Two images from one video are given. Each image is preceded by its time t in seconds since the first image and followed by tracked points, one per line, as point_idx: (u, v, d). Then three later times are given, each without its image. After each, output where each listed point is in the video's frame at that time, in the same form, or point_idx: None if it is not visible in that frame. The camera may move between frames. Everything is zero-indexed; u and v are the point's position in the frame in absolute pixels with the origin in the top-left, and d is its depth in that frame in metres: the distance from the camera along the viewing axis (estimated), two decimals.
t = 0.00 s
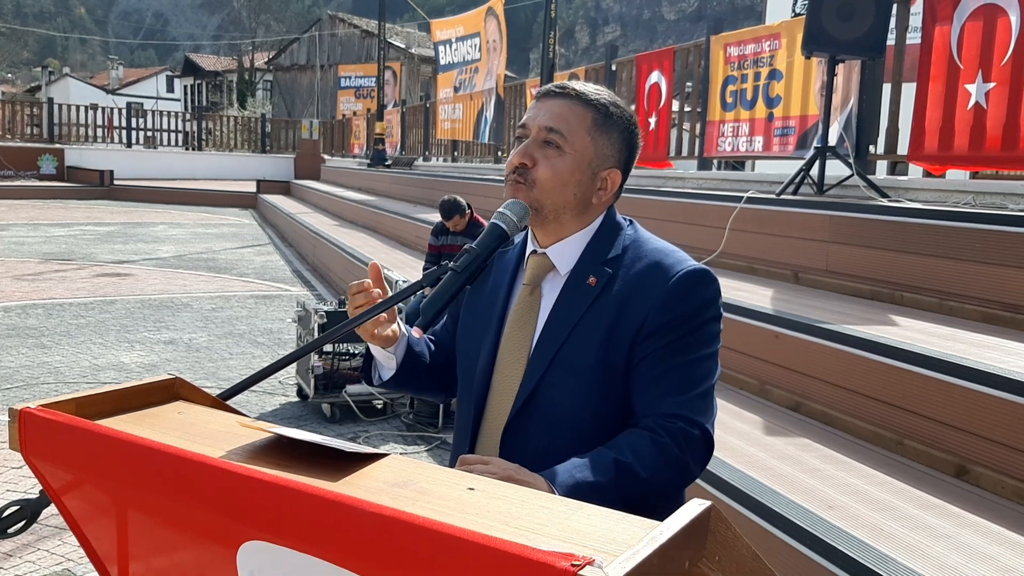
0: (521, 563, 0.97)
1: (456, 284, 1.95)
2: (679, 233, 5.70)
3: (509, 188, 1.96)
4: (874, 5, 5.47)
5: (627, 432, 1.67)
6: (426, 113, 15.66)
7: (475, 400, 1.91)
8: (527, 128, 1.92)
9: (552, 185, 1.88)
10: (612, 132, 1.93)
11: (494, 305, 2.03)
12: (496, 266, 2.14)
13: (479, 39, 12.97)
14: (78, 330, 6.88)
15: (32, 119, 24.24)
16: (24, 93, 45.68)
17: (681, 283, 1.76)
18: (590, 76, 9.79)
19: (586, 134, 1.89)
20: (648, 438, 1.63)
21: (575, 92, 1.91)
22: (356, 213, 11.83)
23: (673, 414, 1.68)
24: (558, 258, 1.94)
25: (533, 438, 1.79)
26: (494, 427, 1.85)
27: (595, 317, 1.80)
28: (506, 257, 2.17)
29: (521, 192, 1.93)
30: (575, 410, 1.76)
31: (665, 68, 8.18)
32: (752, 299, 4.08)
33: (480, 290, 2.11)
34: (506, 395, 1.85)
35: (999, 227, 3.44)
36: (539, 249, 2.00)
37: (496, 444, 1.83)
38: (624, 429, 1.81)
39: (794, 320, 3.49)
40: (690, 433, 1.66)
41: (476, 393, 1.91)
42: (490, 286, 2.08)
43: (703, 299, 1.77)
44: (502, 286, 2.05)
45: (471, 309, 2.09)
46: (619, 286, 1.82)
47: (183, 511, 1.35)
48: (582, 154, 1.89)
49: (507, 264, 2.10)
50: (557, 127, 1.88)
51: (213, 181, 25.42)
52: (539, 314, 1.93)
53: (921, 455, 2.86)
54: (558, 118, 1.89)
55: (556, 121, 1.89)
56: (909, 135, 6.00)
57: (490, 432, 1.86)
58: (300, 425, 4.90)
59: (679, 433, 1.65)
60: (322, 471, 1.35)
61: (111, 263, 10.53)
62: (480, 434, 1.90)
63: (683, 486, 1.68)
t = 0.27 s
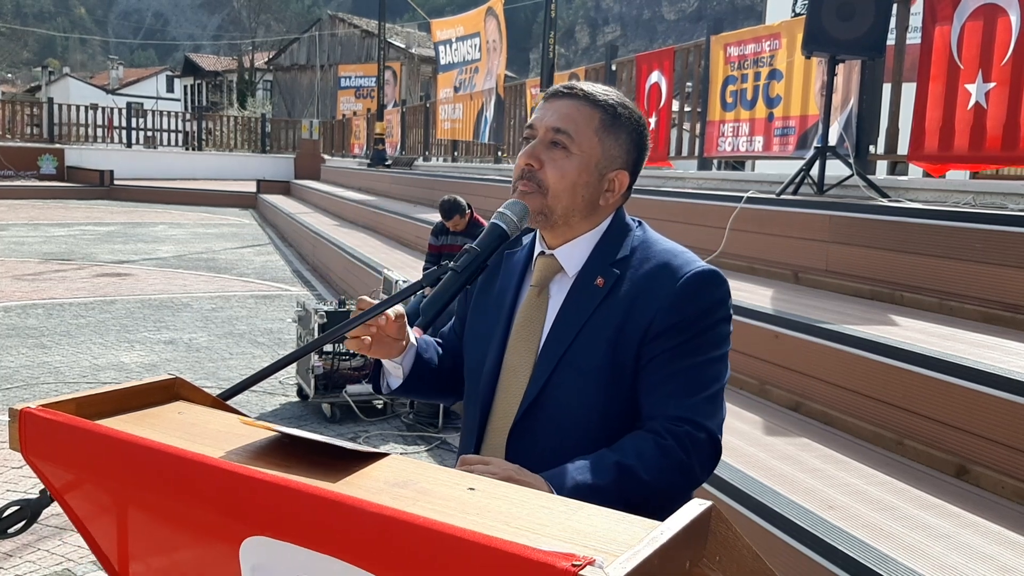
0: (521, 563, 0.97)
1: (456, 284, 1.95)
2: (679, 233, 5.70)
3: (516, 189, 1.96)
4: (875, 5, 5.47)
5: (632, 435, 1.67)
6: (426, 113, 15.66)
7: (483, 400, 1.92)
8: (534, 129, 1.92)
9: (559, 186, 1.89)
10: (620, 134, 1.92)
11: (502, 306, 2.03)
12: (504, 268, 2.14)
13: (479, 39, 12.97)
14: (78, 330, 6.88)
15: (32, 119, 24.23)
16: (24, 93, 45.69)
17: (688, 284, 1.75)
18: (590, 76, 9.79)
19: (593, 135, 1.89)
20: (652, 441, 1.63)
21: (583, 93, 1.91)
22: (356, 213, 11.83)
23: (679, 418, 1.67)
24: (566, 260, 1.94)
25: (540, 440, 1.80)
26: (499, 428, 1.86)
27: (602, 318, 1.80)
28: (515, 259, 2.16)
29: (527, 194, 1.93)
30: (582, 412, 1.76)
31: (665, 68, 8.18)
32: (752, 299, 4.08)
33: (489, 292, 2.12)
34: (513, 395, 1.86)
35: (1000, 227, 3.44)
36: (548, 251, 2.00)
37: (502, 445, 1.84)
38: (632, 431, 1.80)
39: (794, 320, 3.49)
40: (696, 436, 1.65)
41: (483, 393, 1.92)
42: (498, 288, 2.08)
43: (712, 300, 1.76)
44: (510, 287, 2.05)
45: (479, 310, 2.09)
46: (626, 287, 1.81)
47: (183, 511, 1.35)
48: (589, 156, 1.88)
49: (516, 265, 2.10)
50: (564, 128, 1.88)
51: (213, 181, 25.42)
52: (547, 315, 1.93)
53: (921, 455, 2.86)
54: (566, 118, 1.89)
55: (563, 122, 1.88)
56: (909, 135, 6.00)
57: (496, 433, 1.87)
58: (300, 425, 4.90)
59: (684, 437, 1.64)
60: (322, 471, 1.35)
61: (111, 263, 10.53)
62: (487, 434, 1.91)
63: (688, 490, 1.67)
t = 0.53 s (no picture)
0: (526, 563, 0.97)
1: (458, 285, 1.95)
2: (679, 233, 5.70)
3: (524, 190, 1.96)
4: (875, 5, 5.47)
5: (637, 438, 1.68)
6: (426, 113, 15.67)
7: (488, 399, 1.92)
8: (544, 130, 1.91)
9: (568, 188, 1.88)
10: (630, 136, 1.91)
11: (510, 306, 2.03)
12: (512, 268, 2.14)
13: (479, 39, 12.98)
14: (78, 330, 6.88)
15: (32, 119, 24.22)
16: (25, 93, 45.67)
17: (698, 287, 1.75)
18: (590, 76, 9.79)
19: (603, 138, 1.88)
20: (658, 446, 1.63)
21: (594, 95, 1.91)
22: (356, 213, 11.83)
23: (685, 422, 1.67)
24: (575, 260, 1.94)
25: (545, 441, 1.80)
26: (504, 428, 1.87)
27: (610, 320, 1.80)
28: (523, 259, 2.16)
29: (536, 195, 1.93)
30: (588, 414, 1.76)
31: (665, 69, 8.19)
32: (753, 299, 4.08)
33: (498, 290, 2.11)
34: (518, 395, 1.86)
35: (1000, 228, 3.44)
36: (556, 252, 2.00)
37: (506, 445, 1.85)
38: (638, 434, 1.80)
39: (794, 320, 3.50)
40: (703, 441, 1.65)
41: (489, 392, 1.92)
42: (506, 288, 2.08)
43: (722, 303, 1.76)
44: (519, 287, 2.05)
45: (486, 309, 2.09)
46: (635, 289, 1.81)
47: (186, 510, 1.35)
48: (598, 158, 1.88)
49: (525, 264, 2.10)
50: (575, 130, 1.87)
51: (213, 181, 25.42)
52: (554, 315, 1.92)
53: (921, 455, 2.86)
54: (576, 120, 1.88)
55: (573, 123, 1.88)
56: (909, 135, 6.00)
57: (501, 432, 1.88)
58: (301, 425, 4.90)
59: (690, 441, 1.64)
60: (325, 470, 1.35)
61: (111, 263, 10.53)
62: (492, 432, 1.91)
63: (693, 494, 1.67)
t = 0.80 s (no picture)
0: (530, 563, 0.96)
1: (461, 285, 1.95)
2: (680, 233, 5.70)
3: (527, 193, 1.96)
4: (876, 5, 5.47)
5: (642, 440, 1.69)
6: (426, 113, 15.67)
7: (493, 396, 1.93)
8: (547, 133, 1.91)
9: (570, 192, 1.88)
10: (634, 137, 1.89)
11: (515, 303, 2.04)
12: (520, 265, 2.14)
13: (479, 39, 12.98)
14: (78, 329, 6.88)
15: (32, 118, 24.19)
16: (24, 93, 45.65)
17: (707, 289, 1.74)
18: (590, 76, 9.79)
19: (605, 139, 1.87)
20: (663, 449, 1.64)
21: (597, 96, 1.89)
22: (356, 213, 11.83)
23: (691, 427, 1.69)
24: (581, 259, 1.95)
25: (550, 439, 1.81)
26: (508, 425, 1.88)
27: (618, 320, 1.80)
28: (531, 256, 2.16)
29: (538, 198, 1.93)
30: (594, 414, 1.77)
31: (665, 68, 8.19)
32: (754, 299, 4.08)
33: (504, 285, 2.12)
34: (524, 393, 1.87)
35: (1000, 228, 3.45)
36: (562, 249, 2.01)
37: (510, 443, 1.86)
38: (643, 434, 1.81)
39: (795, 320, 3.50)
40: (707, 446, 1.67)
41: (494, 389, 1.93)
42: (513, 286, 2.08)
43: (731, 306, 1.76)
44: (526, 284, 2.05)
45: (492, 305, 2.10)
46: (643, 289, 1.81)
47: (190, 509, 1.35)
48: (600, 160, 1.87)
49: (533, 261, 2.10)
50: (576, 133, 1.86)
51: (213, 180, 25.41)
52: (560, 314, 1.94)
53: (922, 456, 2.86)
54: (577, 122, 1.87)
55: (574, 126, 1.87)
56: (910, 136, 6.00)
57: (505, 429, 1.89)
58: (301, 425, 4.90)
59: (696, 446, 1.66)
60: (329, 470, 1.35)
61: (111, 262, 10.52)
62: (496, 429, 1.92)
63: (696, 497, 1.69)
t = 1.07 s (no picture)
0: (530, 563, 0.96)
1: (461, 285, 1.94)
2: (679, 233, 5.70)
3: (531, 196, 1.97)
4: (876, 5, 5.47)
5: (645, 443, 1.69)
6: (426, 112, 15.67)
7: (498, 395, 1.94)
8: (549, 137, 1.90)
9: (573, 196, 1.88)
10: (636, 138, 1.89)
11: (519, 303, 2.04)
12: (525, 264, 2.13)
13: (479, 39, 12.98)
14: (78, 329, 6.87)
15: (32, 118, 24.17)
16: (24, 92, 45.63)
17: (713, 289, 1.73)
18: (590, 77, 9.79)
19: (606, 142, 1.86)
20: (665, 451, 1.64)
21: (598, 97, 1.88)
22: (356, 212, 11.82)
23: (694, 430, 1.68)
24: (585, 260, 1.95)
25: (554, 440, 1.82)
26: (512, 426, 1.88)
27: (623, 320, 1.80)
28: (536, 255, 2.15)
29: (541, 201, 1.93)
30: (598, 415, 1.77)
31: (665, 68, 8.20)
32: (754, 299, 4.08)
33: (508, 282, 2.11)
34: (528, 393, 1.88)
35: (999, 228, 3.45)
36: (566, 250, 2.01)
37: (513, 443, 1.87)
38: (648, 436, 1.80)
39: (795, 320, 3.49)
40: (711, 450, 1.66)
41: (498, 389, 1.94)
42: (517, 285, 2.08)
43: (738, 308, 1.74)
44: (530, 284, 2.05)
45: (494, 303, 2.09)
46: (648, 291, 1.80)
47: (190, 508, 1.35)
48: (602, 163, 1.86)
49: (539, 261, 2.10)
50: (577, 136, 1.86)
51: (213, 180, 25.40)
52: (564, 315, 1.94)
53: (922, 456, 2.86)
54: (579, 126, 1.86)
55: (576, 130, 1.86)
56: (910, 136, 6.00)
57: (509, 429, 1.89)
58: (301, 425, 4.89)
59: (699, 449, 1.65)
60: (329, 470, 1.35)
61: (110, 262, 10.51)
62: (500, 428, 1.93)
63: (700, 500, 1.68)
